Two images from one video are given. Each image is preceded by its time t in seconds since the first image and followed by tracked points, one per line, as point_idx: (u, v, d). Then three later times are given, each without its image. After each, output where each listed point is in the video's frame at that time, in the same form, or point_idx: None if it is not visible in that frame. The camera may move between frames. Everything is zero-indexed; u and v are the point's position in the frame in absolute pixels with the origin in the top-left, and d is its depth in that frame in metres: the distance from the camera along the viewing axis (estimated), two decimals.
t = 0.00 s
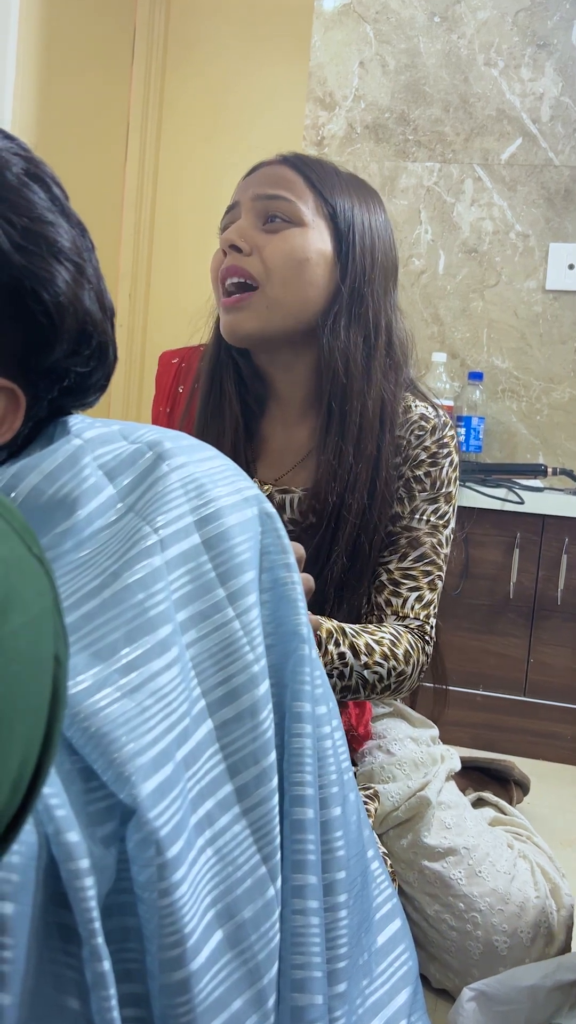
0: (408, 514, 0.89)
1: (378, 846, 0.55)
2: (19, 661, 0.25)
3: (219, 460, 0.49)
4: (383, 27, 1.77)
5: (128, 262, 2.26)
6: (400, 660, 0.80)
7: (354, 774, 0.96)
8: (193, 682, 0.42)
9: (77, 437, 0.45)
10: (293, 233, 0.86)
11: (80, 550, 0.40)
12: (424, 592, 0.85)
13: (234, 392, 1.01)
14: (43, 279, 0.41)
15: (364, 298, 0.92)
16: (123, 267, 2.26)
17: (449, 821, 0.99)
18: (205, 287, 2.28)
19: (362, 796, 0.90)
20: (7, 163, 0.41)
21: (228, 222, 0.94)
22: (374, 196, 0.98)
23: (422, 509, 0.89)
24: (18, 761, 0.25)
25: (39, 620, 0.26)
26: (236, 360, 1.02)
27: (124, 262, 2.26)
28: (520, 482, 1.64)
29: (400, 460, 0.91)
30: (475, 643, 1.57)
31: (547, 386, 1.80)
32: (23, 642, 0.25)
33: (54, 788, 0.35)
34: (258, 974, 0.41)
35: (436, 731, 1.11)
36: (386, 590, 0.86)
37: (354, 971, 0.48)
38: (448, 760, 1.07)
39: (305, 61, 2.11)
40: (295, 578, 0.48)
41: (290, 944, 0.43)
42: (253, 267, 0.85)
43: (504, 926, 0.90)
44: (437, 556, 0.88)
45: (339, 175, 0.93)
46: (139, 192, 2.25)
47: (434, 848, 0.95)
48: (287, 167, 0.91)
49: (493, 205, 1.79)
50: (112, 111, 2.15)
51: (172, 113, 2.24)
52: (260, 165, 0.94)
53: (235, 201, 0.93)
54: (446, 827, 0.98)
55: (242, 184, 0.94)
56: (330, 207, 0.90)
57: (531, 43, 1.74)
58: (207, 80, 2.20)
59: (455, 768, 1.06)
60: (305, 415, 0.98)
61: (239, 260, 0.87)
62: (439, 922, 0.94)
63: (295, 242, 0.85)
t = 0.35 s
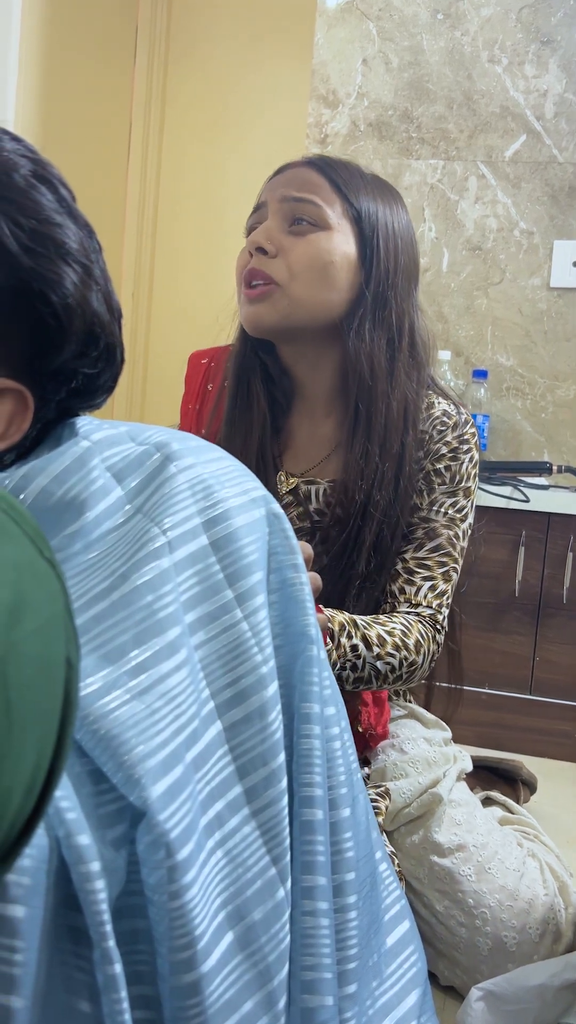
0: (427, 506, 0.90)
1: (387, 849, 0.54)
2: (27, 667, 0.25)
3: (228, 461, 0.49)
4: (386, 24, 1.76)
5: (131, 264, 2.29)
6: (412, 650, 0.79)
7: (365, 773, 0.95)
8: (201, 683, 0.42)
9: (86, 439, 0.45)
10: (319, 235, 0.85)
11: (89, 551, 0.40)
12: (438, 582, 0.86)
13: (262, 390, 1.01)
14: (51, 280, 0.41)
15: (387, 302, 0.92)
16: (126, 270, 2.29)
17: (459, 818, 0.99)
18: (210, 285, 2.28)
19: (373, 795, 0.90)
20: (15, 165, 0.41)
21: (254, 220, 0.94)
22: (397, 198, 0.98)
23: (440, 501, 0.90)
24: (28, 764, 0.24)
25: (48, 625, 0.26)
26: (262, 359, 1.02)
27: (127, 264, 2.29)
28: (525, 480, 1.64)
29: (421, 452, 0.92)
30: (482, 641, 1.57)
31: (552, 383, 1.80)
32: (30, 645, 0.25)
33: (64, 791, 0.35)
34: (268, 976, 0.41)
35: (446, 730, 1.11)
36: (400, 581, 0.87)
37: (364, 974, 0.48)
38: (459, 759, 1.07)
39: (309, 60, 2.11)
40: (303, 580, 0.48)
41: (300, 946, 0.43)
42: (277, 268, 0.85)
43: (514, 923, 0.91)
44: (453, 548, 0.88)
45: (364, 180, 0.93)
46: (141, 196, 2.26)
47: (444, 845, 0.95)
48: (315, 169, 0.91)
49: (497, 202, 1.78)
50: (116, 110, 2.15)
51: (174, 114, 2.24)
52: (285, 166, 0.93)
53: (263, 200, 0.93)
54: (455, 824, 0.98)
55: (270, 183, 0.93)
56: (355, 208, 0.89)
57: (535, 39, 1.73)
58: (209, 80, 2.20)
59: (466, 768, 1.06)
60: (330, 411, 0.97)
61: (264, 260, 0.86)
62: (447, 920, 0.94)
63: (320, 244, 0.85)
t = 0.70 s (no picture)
0: (430, 499, 0.91)
1: (389, 847, 0.55)
2: (30, 668, 0.25)
3: (229, 460, 0.49)
4: (386, 22, 1.76)
5: (132, 264, 2.30)
6: (421, 638, 0.80)
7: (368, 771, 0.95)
8: (203, 683, 0.42)
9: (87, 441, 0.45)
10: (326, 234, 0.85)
11: (91, 553, 0.40)
12: (443, 574, 0.87)
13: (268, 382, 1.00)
14: (53, 281, 0.41)
15: (393, 311, 0.92)
16: (128, 269, 2.30)
17: (462, 816, 0.99)
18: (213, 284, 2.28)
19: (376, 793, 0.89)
20: (16, 167, 0.41)
21: (267, 208, 0.94)
22: (407, 193, 0.97)
23: (444, 493, 0.91)
24: (31, 765, 0.25)
25: (51, 626, 0.26)
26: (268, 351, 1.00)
27: (129, 262, 2.30)
28: (528, 478, 1.64)
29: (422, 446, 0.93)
30: (484, 638, 1.57)
31: (554, 380, 1.80)
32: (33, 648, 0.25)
33: (67, 792, 0.35)
34: (272, 975, 0.41)
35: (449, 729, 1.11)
36: (407, 573, 0.88)
37: (369, 970, 0.48)
38: (461, 758, 1.07)
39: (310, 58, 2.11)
40: (305, 578, 0.48)
41: (304, 944, 0.43)
42: (278, 266, 0.85)
43: (517, 920, 0.91)
44: (458, 540, 0.89)
45: (376, 179, 0.92)
46: (143, 196, 2.26)
47: (446, 842, 0.95)
48: (330, 167, 0.90)
49: (499, 199, 1.78)
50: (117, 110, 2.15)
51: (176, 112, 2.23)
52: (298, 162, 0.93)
53: (277, 193, 0.93)
54: (458, 821, 0.98)
55: (285, 176, 0.93)
56: (365, 207, 0.89)
57: (535, 36, 1.73)
58: (209, 80, 2.19)
59: (470, 766, 1.06)
60: (334, 404, 0.97)
61: (268, 256, 0.87)
62: (452, 918, 0.94)
63: (326, 244, 0.85)
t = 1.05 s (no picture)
0: (424, 517, 0.90)
1: (393, 846, 0.55)
2: (36, 672, 0.25)
3: (231, 464, 0.50)
4: (386, 21, 1.76)
5: (133, 265, 2.30)
6: (406, 649, 0.79)
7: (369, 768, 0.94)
8: (204, 687, 0.42)
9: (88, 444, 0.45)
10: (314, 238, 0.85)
11: (92, 557, 0.40)
12: (435, 594, 0.85)
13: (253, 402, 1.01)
14: (56, 285, 0.41)
15: (385, 305, 0.92)
16: (129, 269, 2.30)
17: (463, 815, 0.99)
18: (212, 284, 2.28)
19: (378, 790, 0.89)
20: (18, 173, 0.41)
21: (246, 229, 0.94)
22: (388, 203, 0.98)
23: (437, 512, 0.89)
24: (37, 768, 0.25)
25: (56, 630, 0.26)
26: (254, 369, 1.01)
27: (130, 264, 2.30)
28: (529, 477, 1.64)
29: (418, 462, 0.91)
30: (486, 637, 1.57)
31: (555, 379, 1.80)
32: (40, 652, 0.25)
33: (72, 795, 0.35)
34: (276, 977, 0.41)
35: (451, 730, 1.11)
36: (399, 587, 0.86)
37: (373, 971, 0.48)
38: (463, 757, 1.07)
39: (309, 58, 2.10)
40: (306, 579, 0.49)
41: (308, 947, 0.43)
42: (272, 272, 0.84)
43: (518, 918, 0.91)
44: (451, 557, 0.87)
45: (356, 187, 0.93)
46: (144, 197, 2.26)
47: (447, 841, 0.96)
48: (307, 176, 0.91)
49: (499, 198, 1.78)
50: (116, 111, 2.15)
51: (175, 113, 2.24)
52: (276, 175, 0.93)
53: (253, 209, 0.93)
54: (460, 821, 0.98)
55: (261, 192, 0.94)
56: (347, 211, 0.89)
57: (535, 34, 1.73)
58: (208, 80, 2.19)
59: (472, 765, 1.06)
60: (327, 426, 0.97)
61: (259, 267, 0.86)
62: (454, 917, 0.94)
63: (314, 250, 0.85)
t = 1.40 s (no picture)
0: (436, 506, 0.90)
1: (405, 840, 0.55)
2: (40, 678, 0.25)
3: (234, 466, 0.49)
4: (385, 20, 1.76)
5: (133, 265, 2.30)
6: (424, 643, 0.78)
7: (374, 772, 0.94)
8: (207, 691, 0.42)
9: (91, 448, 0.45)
10: (321, 223, 0.86)
11: (94, 562, 0.40)
12: (450, 582, 0.84)
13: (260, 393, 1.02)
14: (57, 290, 0.41)
15: (390, 290, 0.92)
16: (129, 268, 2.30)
17: (469, 818, 0.99)
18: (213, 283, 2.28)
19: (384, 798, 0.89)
20: (18, 177, 0.41)
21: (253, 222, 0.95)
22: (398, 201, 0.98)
23: (450, 501, 0.89)
24: (41, 777, 0.25)
25: (60, 637, 0.26)
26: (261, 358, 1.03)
27: (129, 264, 2.30)
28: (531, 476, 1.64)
29: (428, 453, 0.91)
30: (489, 637, 1.57)
31: (556, 378, 1.80)
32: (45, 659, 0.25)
33: (77, 800, 0.35)
34: (281, 981, 0.41)
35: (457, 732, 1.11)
36: (411, 580, 0.86)
37: (379, 973, 0.48)
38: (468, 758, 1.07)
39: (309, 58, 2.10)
40: (310, 581, 0.48)
41: (313, 950, 0.43)
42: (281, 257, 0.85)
43: (527, 921, 0.91)
44: (464, 548, 0.87)
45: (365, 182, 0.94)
46: (145, 195, 2.26)
47: (455, 842, 0.96)
48: (315, 168, 0.92)
49: (499, 197, 1.78)
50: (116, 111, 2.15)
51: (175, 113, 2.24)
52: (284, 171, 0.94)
53: (262, 198, 0.94)
54: (466, 823, 0.98)
55: (270, 186, 0.94)
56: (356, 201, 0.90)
57: (534, 33, 1.73)
58: (208, 80, 2.20)
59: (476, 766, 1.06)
60: (333, 414, 0.98)
61: (267, 252, 0.86)
62: (460, 918, 0.94)
63: (321, 235, 0.85)
